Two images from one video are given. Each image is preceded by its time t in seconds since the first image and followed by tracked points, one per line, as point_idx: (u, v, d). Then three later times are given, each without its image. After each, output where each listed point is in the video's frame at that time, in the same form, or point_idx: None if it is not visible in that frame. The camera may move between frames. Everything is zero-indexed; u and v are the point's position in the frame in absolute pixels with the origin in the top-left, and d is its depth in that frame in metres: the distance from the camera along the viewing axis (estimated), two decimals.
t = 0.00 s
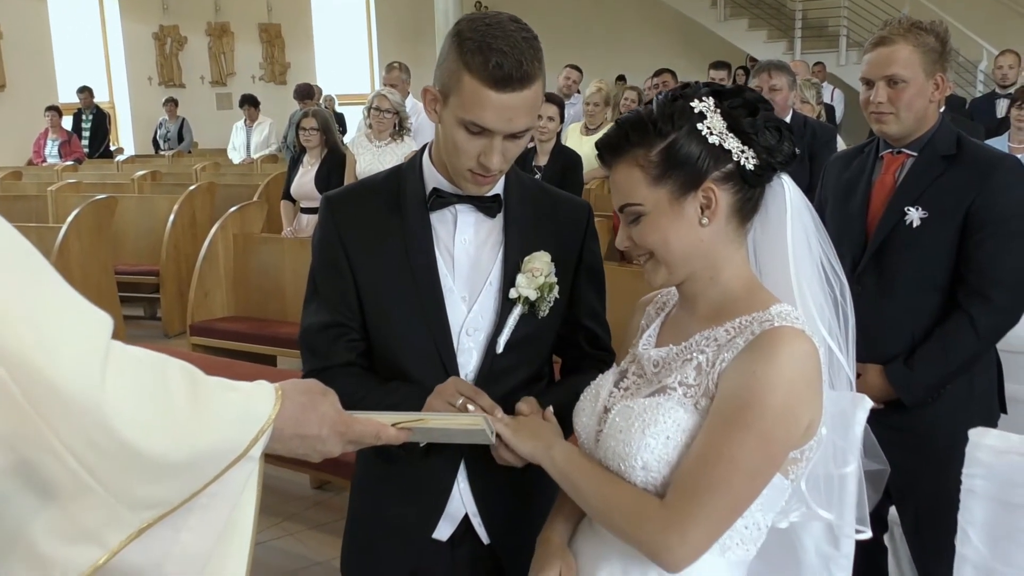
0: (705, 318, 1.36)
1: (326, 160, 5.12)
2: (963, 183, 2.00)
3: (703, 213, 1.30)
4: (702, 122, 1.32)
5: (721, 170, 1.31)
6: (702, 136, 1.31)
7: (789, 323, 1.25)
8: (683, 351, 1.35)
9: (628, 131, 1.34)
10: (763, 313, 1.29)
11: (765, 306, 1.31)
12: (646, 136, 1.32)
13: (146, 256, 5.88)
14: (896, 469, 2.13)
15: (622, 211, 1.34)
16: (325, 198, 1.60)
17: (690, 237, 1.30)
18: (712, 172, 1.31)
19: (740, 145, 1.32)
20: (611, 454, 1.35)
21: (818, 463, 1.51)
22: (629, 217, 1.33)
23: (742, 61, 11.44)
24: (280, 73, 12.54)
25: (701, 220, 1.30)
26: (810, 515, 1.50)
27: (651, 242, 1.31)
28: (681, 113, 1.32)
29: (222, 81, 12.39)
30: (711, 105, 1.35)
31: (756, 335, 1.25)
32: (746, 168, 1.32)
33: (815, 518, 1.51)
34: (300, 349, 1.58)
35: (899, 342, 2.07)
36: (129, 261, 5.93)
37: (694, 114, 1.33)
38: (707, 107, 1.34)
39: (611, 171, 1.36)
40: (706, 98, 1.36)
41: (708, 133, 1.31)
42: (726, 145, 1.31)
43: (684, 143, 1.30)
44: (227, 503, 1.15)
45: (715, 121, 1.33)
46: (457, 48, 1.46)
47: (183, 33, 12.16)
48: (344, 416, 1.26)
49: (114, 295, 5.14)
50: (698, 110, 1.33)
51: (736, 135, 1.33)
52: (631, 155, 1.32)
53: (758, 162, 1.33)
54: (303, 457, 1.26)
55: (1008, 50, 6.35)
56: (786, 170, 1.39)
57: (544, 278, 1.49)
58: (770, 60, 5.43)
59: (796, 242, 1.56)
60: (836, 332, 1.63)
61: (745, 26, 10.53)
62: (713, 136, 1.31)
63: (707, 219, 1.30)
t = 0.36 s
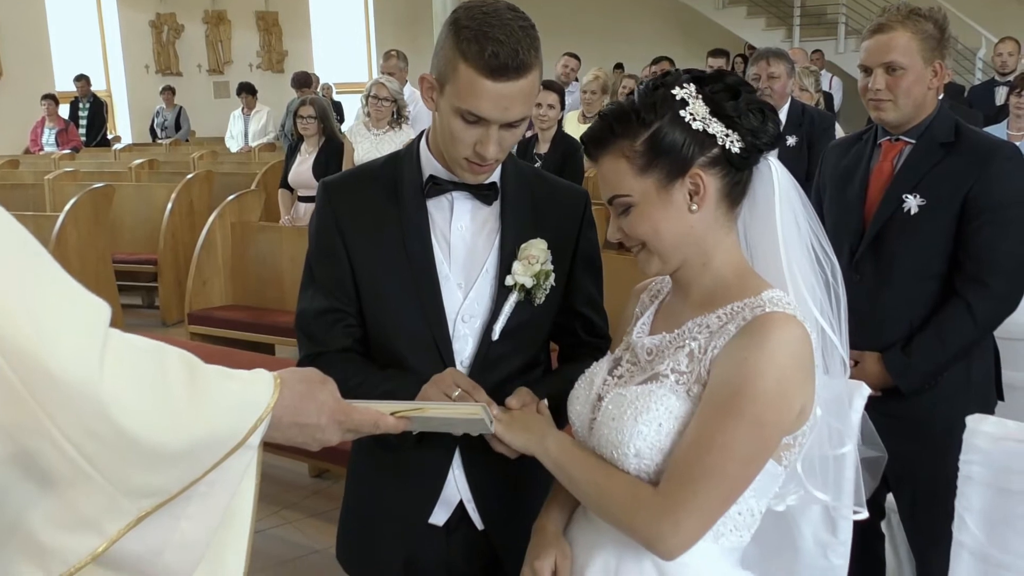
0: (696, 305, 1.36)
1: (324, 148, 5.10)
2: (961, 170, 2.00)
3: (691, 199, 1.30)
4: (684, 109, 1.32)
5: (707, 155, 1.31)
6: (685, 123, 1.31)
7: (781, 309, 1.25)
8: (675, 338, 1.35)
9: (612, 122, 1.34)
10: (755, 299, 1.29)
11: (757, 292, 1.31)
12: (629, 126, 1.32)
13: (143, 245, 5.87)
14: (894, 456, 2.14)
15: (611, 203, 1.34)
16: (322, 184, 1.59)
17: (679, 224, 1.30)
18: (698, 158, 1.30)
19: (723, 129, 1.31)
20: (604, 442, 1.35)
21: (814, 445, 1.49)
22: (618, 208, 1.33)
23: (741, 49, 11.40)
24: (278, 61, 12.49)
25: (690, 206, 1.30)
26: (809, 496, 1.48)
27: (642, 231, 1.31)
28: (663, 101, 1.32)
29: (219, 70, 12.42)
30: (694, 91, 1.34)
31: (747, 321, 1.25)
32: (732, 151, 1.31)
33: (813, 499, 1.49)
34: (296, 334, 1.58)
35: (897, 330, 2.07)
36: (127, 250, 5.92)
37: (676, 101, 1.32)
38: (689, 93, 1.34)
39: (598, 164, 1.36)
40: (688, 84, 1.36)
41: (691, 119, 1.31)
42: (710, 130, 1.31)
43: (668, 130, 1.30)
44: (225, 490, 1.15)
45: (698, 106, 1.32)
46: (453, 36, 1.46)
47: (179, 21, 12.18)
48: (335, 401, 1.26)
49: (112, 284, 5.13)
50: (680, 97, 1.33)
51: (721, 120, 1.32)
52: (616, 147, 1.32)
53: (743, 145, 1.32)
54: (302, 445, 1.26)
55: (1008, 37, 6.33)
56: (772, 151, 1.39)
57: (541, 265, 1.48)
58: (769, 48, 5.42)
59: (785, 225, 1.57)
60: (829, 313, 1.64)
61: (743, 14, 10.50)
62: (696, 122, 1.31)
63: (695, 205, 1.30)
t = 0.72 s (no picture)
0: (684, 293, 1.36)
1: (321, 138, 5.09)
2: (957, 160, 2.00)
3: (679, 188, 1.30)
4: (672, 99, 1.31)
5: (695, 146, 1.31)
6: (673, 113, 1.30)
7: (763, 293, 1.25)
8: (661, 325, 1.35)
9: (599, 111, 1.33)
10: (737, 284, 1.29)
11: (741, 277, 1.31)
12: (618, 115, 1.31)
13: (140, 234, 5.86)
14: (890, 445, 2.15)
15: (599, 191, 1.33)
16: (308, 176, 1.59)
17: (667, 213, 1.30)
18: (686, 147, 1.30)
19: (712, 118, 1.31)
20: (592, 431, 1.35)
21: (801, 432, 1.49)
22: (606, 197, 1.33)
23: (739, 39, 11.37)
24: (274, 51, 12.40)
25: (678, 195, 1.30)
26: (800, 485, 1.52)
27: (630, 221, 1.31)
28: (651, 90, 1.32)
29: (216, 59, 12.43)
30: (681, 81, 1.34)
31: (730, 306, 1.25)
32: (719, 141, 1.31)
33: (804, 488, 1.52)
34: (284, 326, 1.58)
35: (893, 320, 2.08)
36: (123, 240, 5.91)
37: (664, 91, 1.32)
38: (676, 83, 1.34)
39: (586, 154, 1.36)
40: (675, 73, 1.36)
41: (679, 109, 1.31)
42: (698, 120, 1.31)
43: (657, 120, 1.29)
44: (226, 478, 1.15)
45: (686, 96, 1.32)
46: (421, 23, 1.47)
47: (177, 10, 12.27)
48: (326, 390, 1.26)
49: (108, 273, 5.12)
50: (668, 87, 1.32)
51: (708, 109, 1.32)
52: (604, 136, 1.32)
53: (730, 136, 1.32)
54: (299, 434, 1.26)
55: (1006, 26, 6.32)
56: (759, 142, 1.39)
57: (523, 252, 1.48)
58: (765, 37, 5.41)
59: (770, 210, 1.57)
60: (815, 299, 1.64)
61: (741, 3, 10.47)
62: (684, 112, 1.31)
63: (683, 194, 1.30)
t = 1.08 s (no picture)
0: (663, 282, 1.37)
1: (319, 129, 5.05)
2: (955, 153, 2.00)
3: (660, 178, 1.30)
4: (655, 90, 1.31)
5: (677, 137, 1.31)
6: (657, 104, 1.30)
7: (743, 280, 1.25)
8: (643, 318, 1.35)
9: (581, 99, 1.32)
10: (717, 272, 1.29)
11: (717, 266, 1.32)
12: (600, 104, 1.30)
13: (137, 226, 5.86)
14: (886, 438, 2.16)
15: (578, 180, 1.32)
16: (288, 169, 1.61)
17: (648, 204, 1.30)
18: (669, 139, 1.31)
19: (693, 111, 1.32)
20: (585, 427, 1.35)
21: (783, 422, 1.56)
22: (585, 186, 1.32)
23: (738, 31, 11.36)
24: (272, 42, 12.34)
25: (659, 185, 1.30)
26: (792, 479, 1.56)
27: (609, 211, 1.30)
28: (634, 81, 1.32)
29: (214, 51, 12.42)
30: (663, 72, 1.34)
31: (712, 295, 1.25)
32: (700, 134, 1.32)
33: (796, 481, 1.56)
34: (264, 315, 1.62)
35: (891, 313, 2.08)
36: (121, 231, 5.91)
37: (647, 82, 1.32)
38: (659, 74, 1.34)
39: (563, 144, 1.35)
40: (657, 65, 1.36)
41: (662, 100, 1.31)
42: (680, 112, 1.31)
43: (640, 111, 1.29)
44: (190, 481, 1.17)
45: (668, 87, 1.32)
46: (370, 8, 1.53)
47: (173, 2, 12.23)
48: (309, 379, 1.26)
49: (106, 265, 5.11)
50: (651, 78, 1.32)
51: (689, 102, 1.32)
52: (586, 124, 1.30)
53: (711, 127, 1.33)
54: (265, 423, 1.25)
55: (1005, 18, 6.33)
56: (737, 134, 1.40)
57: (491, 248, 1.50)
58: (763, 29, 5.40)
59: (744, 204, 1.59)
60: (789, 287, 1.66)
61: None
62: (667, 103, 1.31)
63: (664, 184, 1.30)
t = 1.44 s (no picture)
0: (650, 281, 1.37)
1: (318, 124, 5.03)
2: (954, 148, 2.00)
3: (646, 172, 1.31)
4: (646, 83, 1.31)
5: (664, 132, 1.32)
6: (647, 97, 1.31)
7: (738, 276, 1.25)
8: (637, 318, 1.34)
9: (572, 88, 1.31)
10: (707, 268, 1.30)
11: (705, 261, 1.32)
12: (590, 94, 1.29)
13: (136, 219, 5.85)
14: (884, 433, 2.16)
15: (562, 169, 1.32)
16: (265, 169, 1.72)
17: (632, 197, 1.31)
18: (657, 133, 1.31)
19: (681, 107, 1.33)
20: (586, 431, 1.33)
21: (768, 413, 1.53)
22: (570, 175, 1.31)
23: (736, 25, 11.36)
24: (270, 35, 12.43)
25: (645, 179, 1.31)
26: (793, 474, 1.57)
27: (593, 202, 1.30)
28: (624, 74, 1.31)
29: (211, 44, 12.40)
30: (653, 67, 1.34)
31: (709, 293, 1.24)
32: (686, 131, 1.33)
33: (796, 476, 1.57)
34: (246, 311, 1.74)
35: (887, 310, 2.09)
36: (120, 225, 5.90)
37: (638, 74, 1.32)
38: (649, 67, 1.34)
39: (548, 133, 1.34)
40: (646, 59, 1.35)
41: (652, 94, 1.31)
42: (670, 107, 1.32)
43: (630, 105, 1.29)
44: (64, 473, 1.14)
45: (658, 82, 1.32)
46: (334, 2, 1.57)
47: None
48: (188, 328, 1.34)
49: (103, 258, 5.10)
50: (642, 71, 1.32)
51: (677, 97, 1.33)
52: (575, 113, 1.30)
53: (696, 124, 1.34)
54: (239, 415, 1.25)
55: (1003, 13, 6.33)
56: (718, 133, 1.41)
57: (424, 238, 1.54)
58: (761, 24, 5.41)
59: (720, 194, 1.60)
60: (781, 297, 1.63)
61: None
62: (656, 98, 1.31)
63: (649, 179, 1.31)
